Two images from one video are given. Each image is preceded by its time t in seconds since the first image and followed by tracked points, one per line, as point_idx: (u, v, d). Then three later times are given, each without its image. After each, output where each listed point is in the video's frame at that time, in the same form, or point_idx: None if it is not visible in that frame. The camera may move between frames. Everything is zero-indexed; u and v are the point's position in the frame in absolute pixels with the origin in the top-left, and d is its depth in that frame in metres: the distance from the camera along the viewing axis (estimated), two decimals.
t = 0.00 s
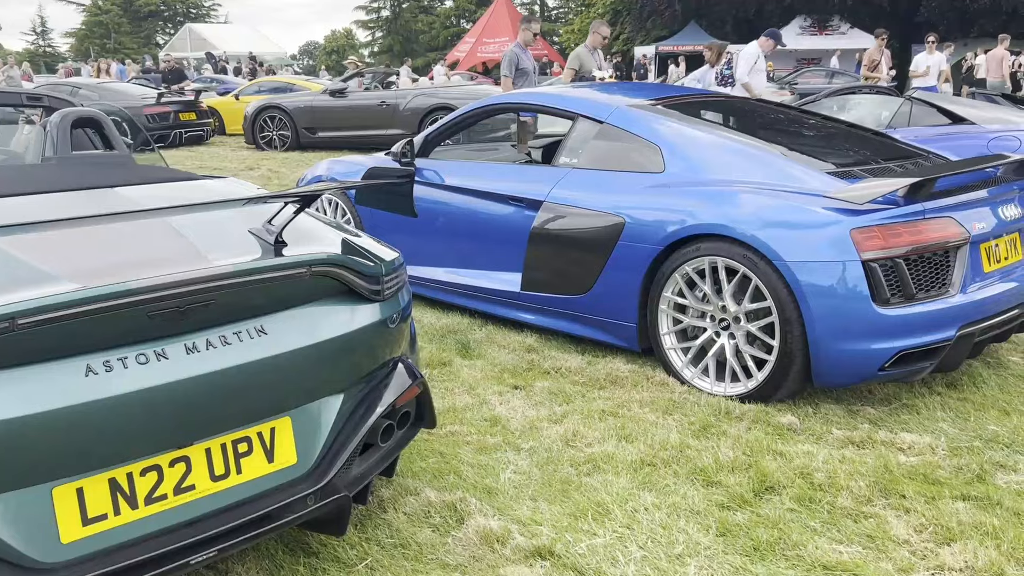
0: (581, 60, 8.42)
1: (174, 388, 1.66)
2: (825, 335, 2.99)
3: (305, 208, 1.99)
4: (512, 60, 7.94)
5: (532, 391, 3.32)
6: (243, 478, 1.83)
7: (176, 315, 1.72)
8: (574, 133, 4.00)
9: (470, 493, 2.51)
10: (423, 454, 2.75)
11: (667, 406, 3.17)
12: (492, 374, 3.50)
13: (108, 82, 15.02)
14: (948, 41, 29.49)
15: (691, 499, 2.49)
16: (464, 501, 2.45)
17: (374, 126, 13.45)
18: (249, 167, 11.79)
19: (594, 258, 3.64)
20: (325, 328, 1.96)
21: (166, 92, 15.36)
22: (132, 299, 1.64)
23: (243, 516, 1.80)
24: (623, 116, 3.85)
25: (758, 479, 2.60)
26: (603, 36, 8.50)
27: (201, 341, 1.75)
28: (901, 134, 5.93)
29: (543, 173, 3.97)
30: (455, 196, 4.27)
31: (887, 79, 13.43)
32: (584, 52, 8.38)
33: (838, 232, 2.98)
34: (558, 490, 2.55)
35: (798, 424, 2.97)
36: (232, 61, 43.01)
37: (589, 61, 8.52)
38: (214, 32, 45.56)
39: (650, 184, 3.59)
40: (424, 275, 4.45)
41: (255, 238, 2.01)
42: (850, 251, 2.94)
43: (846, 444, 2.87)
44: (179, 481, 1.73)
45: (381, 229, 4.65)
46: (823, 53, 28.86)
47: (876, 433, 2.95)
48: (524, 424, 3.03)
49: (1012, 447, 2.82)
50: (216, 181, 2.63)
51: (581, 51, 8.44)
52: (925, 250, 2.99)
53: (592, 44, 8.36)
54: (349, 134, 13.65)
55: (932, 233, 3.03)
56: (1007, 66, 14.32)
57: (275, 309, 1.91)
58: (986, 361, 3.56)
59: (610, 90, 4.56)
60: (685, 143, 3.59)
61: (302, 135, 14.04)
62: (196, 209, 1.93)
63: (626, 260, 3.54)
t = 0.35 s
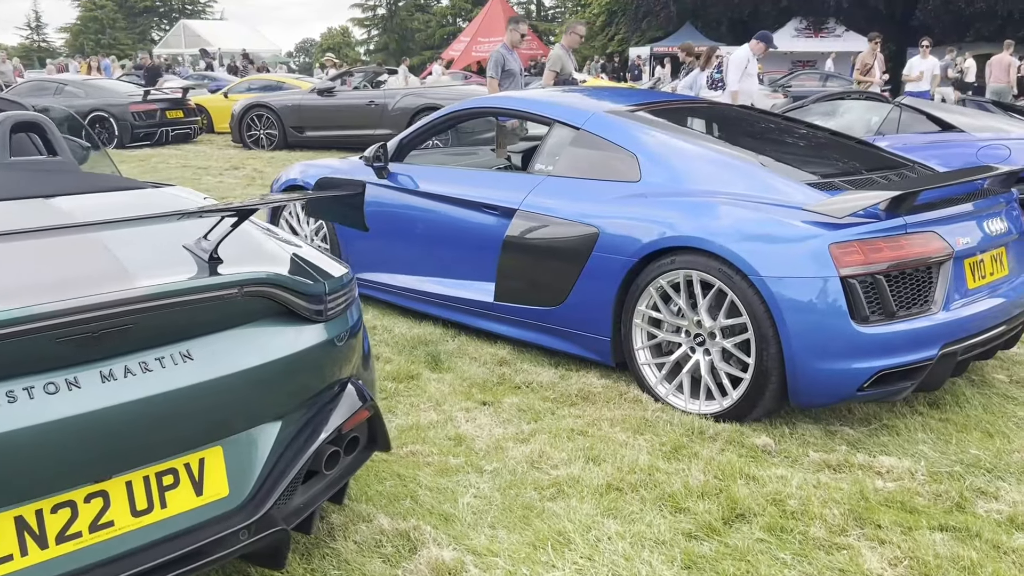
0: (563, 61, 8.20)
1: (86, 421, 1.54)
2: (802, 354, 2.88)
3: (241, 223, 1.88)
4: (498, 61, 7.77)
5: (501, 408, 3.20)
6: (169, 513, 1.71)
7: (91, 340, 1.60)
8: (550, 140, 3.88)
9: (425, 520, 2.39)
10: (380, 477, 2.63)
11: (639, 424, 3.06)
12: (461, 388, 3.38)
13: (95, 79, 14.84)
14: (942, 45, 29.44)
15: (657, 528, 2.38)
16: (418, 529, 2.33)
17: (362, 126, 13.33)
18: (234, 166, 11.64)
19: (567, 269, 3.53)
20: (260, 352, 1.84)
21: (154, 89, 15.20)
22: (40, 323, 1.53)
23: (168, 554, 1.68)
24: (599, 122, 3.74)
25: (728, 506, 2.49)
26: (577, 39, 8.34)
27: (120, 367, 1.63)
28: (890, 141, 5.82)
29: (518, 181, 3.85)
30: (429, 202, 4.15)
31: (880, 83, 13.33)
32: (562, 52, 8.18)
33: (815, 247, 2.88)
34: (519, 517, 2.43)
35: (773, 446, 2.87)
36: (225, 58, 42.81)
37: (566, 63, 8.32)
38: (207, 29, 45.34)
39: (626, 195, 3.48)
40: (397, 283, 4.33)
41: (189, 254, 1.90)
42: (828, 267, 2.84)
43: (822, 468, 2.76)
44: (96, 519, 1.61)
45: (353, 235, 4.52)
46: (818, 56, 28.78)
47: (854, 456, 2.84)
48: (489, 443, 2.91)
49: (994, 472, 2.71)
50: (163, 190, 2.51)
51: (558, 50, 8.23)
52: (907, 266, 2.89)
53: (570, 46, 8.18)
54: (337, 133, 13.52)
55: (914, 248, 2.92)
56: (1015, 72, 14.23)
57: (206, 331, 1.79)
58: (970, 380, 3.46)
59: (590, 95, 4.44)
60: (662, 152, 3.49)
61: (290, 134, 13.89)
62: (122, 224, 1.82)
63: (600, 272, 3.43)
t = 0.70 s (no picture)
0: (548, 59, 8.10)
1: None
2: (776, 364, 2.79)
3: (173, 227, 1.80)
4: (488, 58, 7.62)
5: (468, 415, 3.11)
6: (87, 533, 1.61)
7: None
8: (527, 140, 3.79)
9: (376, 536, 2.29)
10: (335, 489, 2.53)
11: (609, 434, 2.96)
12: (429, 395, 3.28)
13: (88, 72, 14.70)
14: (943, 48, 29.33)
15: (619, 546, 2.28)
16: (369, 546, 2.24)
17: (355, 123, 13.23)
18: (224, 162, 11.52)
19: (541, 273, 3.44)
20: (189, 362, 1.75)
21: (147, 84, 15.06)
22: None
23: None
24: (576, 122, 3.64)
25: (694, 523, 2.39)
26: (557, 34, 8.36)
27: (31, 380, 1.54)
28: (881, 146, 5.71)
29: (493, 182, 3.75)
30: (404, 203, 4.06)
31: (877, 85, 13.23)
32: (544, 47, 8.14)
33: (790, 253, 2.79)
34: (476, 532, 2.34)
35: (745, 459, 2.78)
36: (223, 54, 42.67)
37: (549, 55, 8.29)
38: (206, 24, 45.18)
39: (601, 198, 3.39)
40: (372, 285, 4.23)
41: (118, 258, 1.82)
42: (803, 274, 2.75)
43: (795, 483, 2.67)
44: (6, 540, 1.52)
45: (328, 234, 4.42)
46: (818, 57, 28.66)
47: (828, 470, 2.75)
48: (452, 453, 2.81)
49: (973, 489, 2.62)
50: (108, 188, 2.41)
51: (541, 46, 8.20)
52: (886, 274, 2.79)
53: (553, 45, 8.10)
54: (330, 130, 13.43)
55: (894, 255, 2.83)
56: None
57: (130, 341, 1.70)
58: (953, 391, 3.37)
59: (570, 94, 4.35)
60: (638, 154, 3.40)
61: (282, 131, 13.77)
62: (46, 226, 1.73)
63: (574, 276, 3.33)
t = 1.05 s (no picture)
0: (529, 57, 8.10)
1: None
2: (741, 378, 2.70)
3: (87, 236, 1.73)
4: (477, 58, 7.48)
5: (427, 426, 3.01)
6: None
7: None
8: (497, 143, 3.70)
9: (315, 557, 2.21)
10: (279, 505, 2.45)
11: (571, 448, 2.87)
12: (390, 405, 3.19)
13: (82, 69, 14.60)
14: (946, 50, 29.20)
15: (568, 568, 2.19)
16: (306, 568, 2.15)
17: (349, 122, 13.17)
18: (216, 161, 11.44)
19: (508, 279, 3.35)
20: (97, 379, 1.66)
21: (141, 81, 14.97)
22: None
23: None
24: (548, 126, 3.55)
25: (649, 544, 2.30)
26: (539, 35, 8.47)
27: None
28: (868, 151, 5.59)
29: (463, 186, 3.67)
30: (373, 206, 3.97)
31: (875, 88, 13.14)
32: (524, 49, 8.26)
33: (756, 264, 2.70)
34: (420, 553, 2.25)
35: (707, 476, 2.69)
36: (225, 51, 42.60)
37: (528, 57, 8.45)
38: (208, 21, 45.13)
39: (570, 204, 3.30)
40: (342, 289, 4.15)
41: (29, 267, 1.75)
42: (769, 286, 2.66)
43: (758, 502, 2.58)
44: None
45: (299, 235, 4.33)
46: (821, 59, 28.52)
47: (794, 489, 2.66)
48: (406, 467, 2.72)
49: (942, 510, 2.52)
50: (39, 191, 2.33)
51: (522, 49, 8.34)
52: (857, 286, 2.69)
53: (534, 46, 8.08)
54: (324, 129, 13.37)
55: (866, 266, 2.73)
56: None
57: (33, 357, 1.62)
58: (931, 406, 3.27)
59: (547, 95, 4.25)
60: (609, 159, 3.31)
61: (276, 130, 13.67)
62: None
63: (541, 284, 3.24)
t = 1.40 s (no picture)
0: (516, 55, 8.18)
1: None
2: (709, 389, 2.64)
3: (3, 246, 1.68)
4: (468, 58, 7.32)
5: (391, 436, 2.94)
6: None
7: None
8: (471, 146, 3.62)
9: (258, 573, 2.14)
10: (228, 518, 2.38)
11: (536, 459, 2.80)
12: (355, 412, 3.13)
13: (80, 66, 14.55)
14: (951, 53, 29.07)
15: None
16: None
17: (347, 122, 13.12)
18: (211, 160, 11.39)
19: (478, 285, 3.28)
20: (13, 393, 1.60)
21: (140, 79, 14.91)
22: None
23: None
24: (522, 128, 3.48)
25: (605, 562, 2.23)
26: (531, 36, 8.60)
27: None
28: (859, 154, 5.48)
29: (436, 188, 3.60)
30: (347, 208, 3.91)
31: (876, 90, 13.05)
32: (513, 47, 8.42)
33: (724, 272, 2.63)
34: (368, 570, 2.18)
35: (673, 490, 2.61)
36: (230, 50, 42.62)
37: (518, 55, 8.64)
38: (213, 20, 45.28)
39: (542, 208, 3.22)
40: (316, 293, 4.08)
41: None
42: (736, 295, 2.59)
43: (723, 517, 2.51)
44: None
45: (274, 237, 4.26)
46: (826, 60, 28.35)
47: (761, 504, 2.58)
48: (364, 479, 2.65)
49: (911, 528, 2.45)
50: None
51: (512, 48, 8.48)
52: (829, 296, 2.62)
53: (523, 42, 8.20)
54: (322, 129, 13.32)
55: (839, 275, 2.65)
56: None
57: None
58: (910, 418, 3.19)
59: (527, 96, 4.17)
60: (582, 162, 3.24)
61: (274, 129, 13.61)
62: None
63: (510, 290, 3.17)
